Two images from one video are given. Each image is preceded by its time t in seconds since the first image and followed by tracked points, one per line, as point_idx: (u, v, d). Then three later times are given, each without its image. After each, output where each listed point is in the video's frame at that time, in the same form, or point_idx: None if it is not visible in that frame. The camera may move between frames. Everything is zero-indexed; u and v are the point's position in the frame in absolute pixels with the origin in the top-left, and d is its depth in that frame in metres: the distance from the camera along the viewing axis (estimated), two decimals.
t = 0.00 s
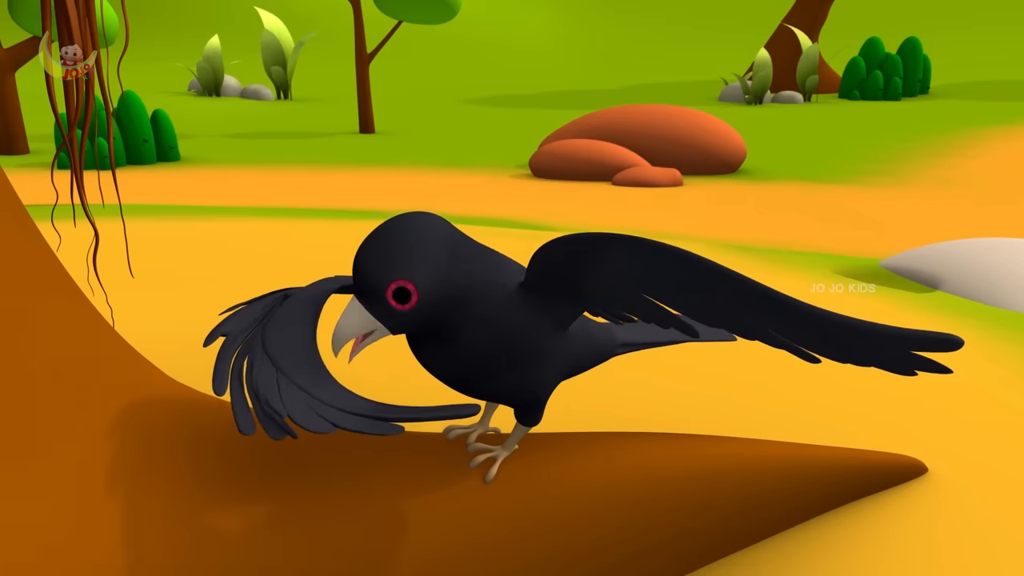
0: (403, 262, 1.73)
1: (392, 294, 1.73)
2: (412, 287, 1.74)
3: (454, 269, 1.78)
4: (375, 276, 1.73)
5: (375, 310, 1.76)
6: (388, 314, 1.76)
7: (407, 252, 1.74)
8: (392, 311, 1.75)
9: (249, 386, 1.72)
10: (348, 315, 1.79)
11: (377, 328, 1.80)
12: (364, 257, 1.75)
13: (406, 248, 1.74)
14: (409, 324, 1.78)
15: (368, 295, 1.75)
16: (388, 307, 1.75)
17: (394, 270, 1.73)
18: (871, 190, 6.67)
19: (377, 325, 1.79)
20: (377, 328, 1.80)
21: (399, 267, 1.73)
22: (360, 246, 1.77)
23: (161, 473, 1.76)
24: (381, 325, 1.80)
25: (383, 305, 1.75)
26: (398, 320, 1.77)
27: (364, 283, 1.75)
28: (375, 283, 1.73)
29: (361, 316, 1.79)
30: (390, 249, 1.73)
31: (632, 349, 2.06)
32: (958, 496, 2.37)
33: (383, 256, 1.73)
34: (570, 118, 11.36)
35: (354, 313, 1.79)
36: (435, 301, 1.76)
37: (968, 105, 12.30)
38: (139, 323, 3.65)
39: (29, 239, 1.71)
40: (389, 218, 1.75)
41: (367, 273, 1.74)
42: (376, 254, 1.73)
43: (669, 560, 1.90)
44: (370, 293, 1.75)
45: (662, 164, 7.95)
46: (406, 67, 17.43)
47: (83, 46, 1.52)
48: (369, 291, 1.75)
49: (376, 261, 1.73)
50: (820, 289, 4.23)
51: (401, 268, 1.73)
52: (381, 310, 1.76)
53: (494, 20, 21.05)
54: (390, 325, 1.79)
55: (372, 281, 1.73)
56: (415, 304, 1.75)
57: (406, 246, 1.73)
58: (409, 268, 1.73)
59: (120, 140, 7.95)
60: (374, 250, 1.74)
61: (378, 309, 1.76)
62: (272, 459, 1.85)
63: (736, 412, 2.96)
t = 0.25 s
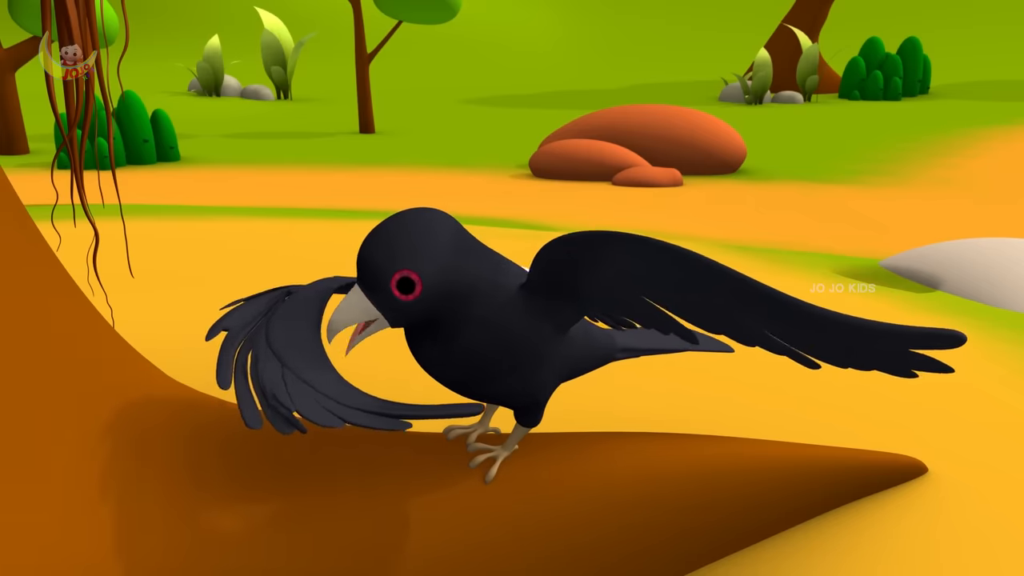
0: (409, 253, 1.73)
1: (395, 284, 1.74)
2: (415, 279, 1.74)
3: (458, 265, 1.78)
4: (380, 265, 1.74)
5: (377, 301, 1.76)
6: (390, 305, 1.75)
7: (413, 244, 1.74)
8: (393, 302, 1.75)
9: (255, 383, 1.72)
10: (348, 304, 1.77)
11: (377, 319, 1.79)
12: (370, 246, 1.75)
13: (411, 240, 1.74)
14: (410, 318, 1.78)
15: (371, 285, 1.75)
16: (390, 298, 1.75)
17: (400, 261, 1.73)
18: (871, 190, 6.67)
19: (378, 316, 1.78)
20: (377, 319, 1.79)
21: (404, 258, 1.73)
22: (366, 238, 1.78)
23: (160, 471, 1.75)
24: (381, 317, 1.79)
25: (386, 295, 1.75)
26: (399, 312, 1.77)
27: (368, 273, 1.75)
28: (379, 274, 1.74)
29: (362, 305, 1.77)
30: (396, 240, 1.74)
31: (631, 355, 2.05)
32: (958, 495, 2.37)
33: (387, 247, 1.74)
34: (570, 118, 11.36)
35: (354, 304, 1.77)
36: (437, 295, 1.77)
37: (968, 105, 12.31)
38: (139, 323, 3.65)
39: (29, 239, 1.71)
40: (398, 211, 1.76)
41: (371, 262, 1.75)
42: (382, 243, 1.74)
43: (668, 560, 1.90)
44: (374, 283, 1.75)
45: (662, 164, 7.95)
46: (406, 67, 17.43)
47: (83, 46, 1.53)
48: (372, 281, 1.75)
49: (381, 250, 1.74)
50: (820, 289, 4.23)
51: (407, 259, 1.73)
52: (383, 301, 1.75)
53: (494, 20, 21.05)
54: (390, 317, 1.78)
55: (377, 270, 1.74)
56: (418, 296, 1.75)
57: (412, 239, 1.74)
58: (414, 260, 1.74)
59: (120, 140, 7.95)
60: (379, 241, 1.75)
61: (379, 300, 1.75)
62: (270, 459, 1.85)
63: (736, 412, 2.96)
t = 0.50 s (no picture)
0: (404, 262, 1.73)
1: (392, 295, 1.74)
2: (411, 289, 1.74)
3: (453, 268, 1.78)
4: (375, 277, 1.73)
5: (374, 312, 1.77)
6: (388, 315, 1.76)
7: (407, 252, 1.74)
8: (391, 312, 1.76)
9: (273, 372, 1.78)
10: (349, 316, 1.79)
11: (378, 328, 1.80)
12: (364, 257, 1.75)
13: (406, 248, 1.74)
14: (408, 324, 1.79)
15: (368, 297, 1.75)
16: (388, 308, 1.76)
17: (395, 272, 1.73)
18: (871, 190, 6.67)
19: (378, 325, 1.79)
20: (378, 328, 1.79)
21: (399, 268, 1.73)
22: (358, 246, 1.77)
23: (161, 479, 1.78)
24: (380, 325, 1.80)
25: (383, 306, 1.75)
26: (398, 321, 1.78)
27: (364, 284, 1.75)
28: (375, 285, 1.73)
29: (361, 316, 1.78)
30: (390, 250, 1.73)
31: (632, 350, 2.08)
32: (958, 496, 2.37)
33: (382, 257, 1.73)
34: (570, 118, 11.36)
35: (354, 313, 1.79)
36: (434, 300, 1.77)
37: (968, 105, 12.30)
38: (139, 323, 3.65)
39: (29, 240, 1.71)
40: (388, 218, 1.75)
41: (366, 274, 1.74)
42: (377, 254, 1.73)
43: (678, 556, 1.97)
44: (370, 294, 1.75)
45: (662, 164, 7.95)
46: (406, 67, 17.42)
47: (83, 46, 1.52)
48: (369, 292, 1.75)
49: (376, 262, 1.73)
50: (820, 289, 4.23)
51: (402, 268, 1.73)
52: (380, 311, 1.76)
53: (494, 20, 21.03)
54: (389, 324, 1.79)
55: (372, 282, 1.73)
56: (416, 304, 1.76)
57: (405, 247, 1.74)
58: (410, 268, 1.73)
59: (120, 140, 7.95)
60: (373, 251, 1.74)
61: (377, 310, 1.76)
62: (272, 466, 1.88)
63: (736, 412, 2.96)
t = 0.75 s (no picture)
0: (399, 272, 1.77)
1: (388, 305, 1.78)
2: (407, 299, 1.78)
3: (451, 276, 1.80)
4: (372, 286, 1.78)
5: (372, 320, 1.81)
6: (385, 324, 1.80)
7: (404, 262, 1.77)
8: (388, 321, 1.80)
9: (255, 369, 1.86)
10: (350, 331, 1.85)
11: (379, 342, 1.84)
12: (363, 266, 1.79)
13: (403, 256, 1.77)
14: (406, 333, 1.82)
15: (366, 306, 1.80)
16: (386, 317, 1.80)
17: (391, 281, 1.77)
18: (871, 190, 6.67)
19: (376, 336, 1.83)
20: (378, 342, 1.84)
21: (394, 278, 1.77)
22: (357, 255, 1.81)
23: (165, 481, 1.81)
24: (380, 334, 1.85)
25: (380, 315, 1.79)
26: (396, 329, 1.82)
27: (362, 292, 1.79)
28: (372, 294, 1.78)
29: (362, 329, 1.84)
30: (386, 259, 1.77)
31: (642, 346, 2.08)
32: (958, 494, 2.43)
33: (380, 267, 1.77)
34: (570, 118, 11.35)
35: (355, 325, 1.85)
36: (433, 310, 1.80)
37: (968, 105, 12.30)
38: (139, 323, 3.65)
39: (30, 241, 1.72)
40: (385, 227, 1.79)
41: (363, 284, 1.79)
42: (373, 265, 1.78)
43: (668, 560, 1.98)
44: (368, 303, 1.80)
45: (662, 164, 7.95)
46: (406, 67, 17.41)
47: (83, 46, 1.52)
48: (367, 302, 1.80)
49: (372, 272, 1.78)
50: (820, 289, 4.23)
51: (398, 277, 1.77)
52: (378, 320, 1.80)
53: (494, 20, 21.03)
54: (389, 333, 1.83)
55: (369, 291, 1.78)
56: (413, 314, 1.79)
57: (402, 257, 1.77)
58: (407, 278, 1.77)
59: (120, 140, 7.95)
60: (371, 261, 1.78)
61: (374, 319, 1.80)
62: (270, 463, 1.89)
63: (736, 412, 2.96)
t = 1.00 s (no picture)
0: (401, 265, 1.77)
1: (389, 297, 1.78)
2: (408, 292, 1.78)
3: (452, 271, 1.81)
4: (373, 278, 1.78)
5: (372, 313, 1.82)
6: (386, 316, 1.81)
7: (406, 256, 1.78)
8: (389, 314, 1.80)
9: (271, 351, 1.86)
10: (350, 324, 1.87)
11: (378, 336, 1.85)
12: (364, 258, 1.80)
13: (405, 250, 1.78)
14: (407, 326, 1.82)
15: (366, 299, 1.81)
16: (387, 310, 1.80)
17: (392, 274, 1.78)
18: (871, 190, 6.67)
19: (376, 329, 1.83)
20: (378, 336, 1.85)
21: (396, 271, 1.77)
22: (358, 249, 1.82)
23: (165, 481, 1.81)
24: (380, 329, 1.87)
25: (381, 308, 1.80)
26: (397, 323, 1.82)
27: (363, 284, 1.80)
28: (374, 287, 1.78)
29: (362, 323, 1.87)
30: (388, 252, 1.78)
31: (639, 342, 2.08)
32: (958, 495, 2.43)
33: (381, 260, 1.78)
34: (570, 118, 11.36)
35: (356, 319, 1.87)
36: (433, 304, 1.80)
37: (968, 105, 12.31)
38: (138, 323, 3.65)
39: (31, 240, 1.73)
40: (387, 221, 1.80)
41: (364, 276, 1.79)
42: (375, 257, 1.78)
43: (667, 560, 1.98)
44: (369, 296, 1.80)
45: (662, 164, 7.95)
46: (406, 67, 17.41)
47: (83, 46, 1.52)
48: (368, 295, 1.80)
49: (374, 265, 1.78)
50: (820, 289, 4.24)
51: (400, 270, 1.77)
52: (379, 313, 1.81)
53: (494, 20, 21.03)
54: (389, 327, 1.84)
55: (371, 284, 1.79)
56: (414, 308, 1.80)
57: (404, 250, 1.78)
58: (408, 271, 1.77)
59: (120, 140, 7.95)
60: (372, 253, 1.79)
61: (375, 311, 1.81)
62: (270, 463, 1.89)
63: (737, 412, 2.96)
